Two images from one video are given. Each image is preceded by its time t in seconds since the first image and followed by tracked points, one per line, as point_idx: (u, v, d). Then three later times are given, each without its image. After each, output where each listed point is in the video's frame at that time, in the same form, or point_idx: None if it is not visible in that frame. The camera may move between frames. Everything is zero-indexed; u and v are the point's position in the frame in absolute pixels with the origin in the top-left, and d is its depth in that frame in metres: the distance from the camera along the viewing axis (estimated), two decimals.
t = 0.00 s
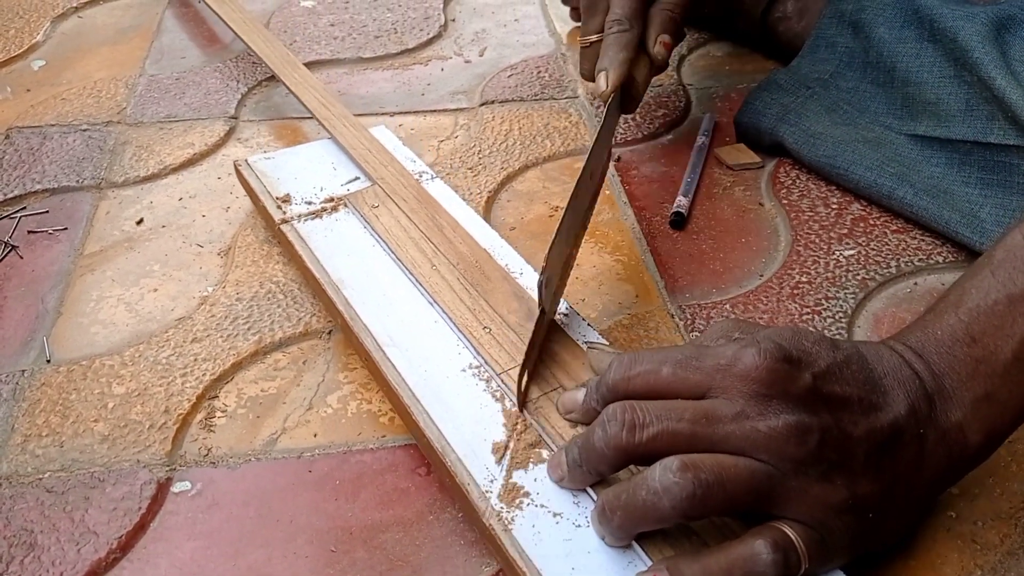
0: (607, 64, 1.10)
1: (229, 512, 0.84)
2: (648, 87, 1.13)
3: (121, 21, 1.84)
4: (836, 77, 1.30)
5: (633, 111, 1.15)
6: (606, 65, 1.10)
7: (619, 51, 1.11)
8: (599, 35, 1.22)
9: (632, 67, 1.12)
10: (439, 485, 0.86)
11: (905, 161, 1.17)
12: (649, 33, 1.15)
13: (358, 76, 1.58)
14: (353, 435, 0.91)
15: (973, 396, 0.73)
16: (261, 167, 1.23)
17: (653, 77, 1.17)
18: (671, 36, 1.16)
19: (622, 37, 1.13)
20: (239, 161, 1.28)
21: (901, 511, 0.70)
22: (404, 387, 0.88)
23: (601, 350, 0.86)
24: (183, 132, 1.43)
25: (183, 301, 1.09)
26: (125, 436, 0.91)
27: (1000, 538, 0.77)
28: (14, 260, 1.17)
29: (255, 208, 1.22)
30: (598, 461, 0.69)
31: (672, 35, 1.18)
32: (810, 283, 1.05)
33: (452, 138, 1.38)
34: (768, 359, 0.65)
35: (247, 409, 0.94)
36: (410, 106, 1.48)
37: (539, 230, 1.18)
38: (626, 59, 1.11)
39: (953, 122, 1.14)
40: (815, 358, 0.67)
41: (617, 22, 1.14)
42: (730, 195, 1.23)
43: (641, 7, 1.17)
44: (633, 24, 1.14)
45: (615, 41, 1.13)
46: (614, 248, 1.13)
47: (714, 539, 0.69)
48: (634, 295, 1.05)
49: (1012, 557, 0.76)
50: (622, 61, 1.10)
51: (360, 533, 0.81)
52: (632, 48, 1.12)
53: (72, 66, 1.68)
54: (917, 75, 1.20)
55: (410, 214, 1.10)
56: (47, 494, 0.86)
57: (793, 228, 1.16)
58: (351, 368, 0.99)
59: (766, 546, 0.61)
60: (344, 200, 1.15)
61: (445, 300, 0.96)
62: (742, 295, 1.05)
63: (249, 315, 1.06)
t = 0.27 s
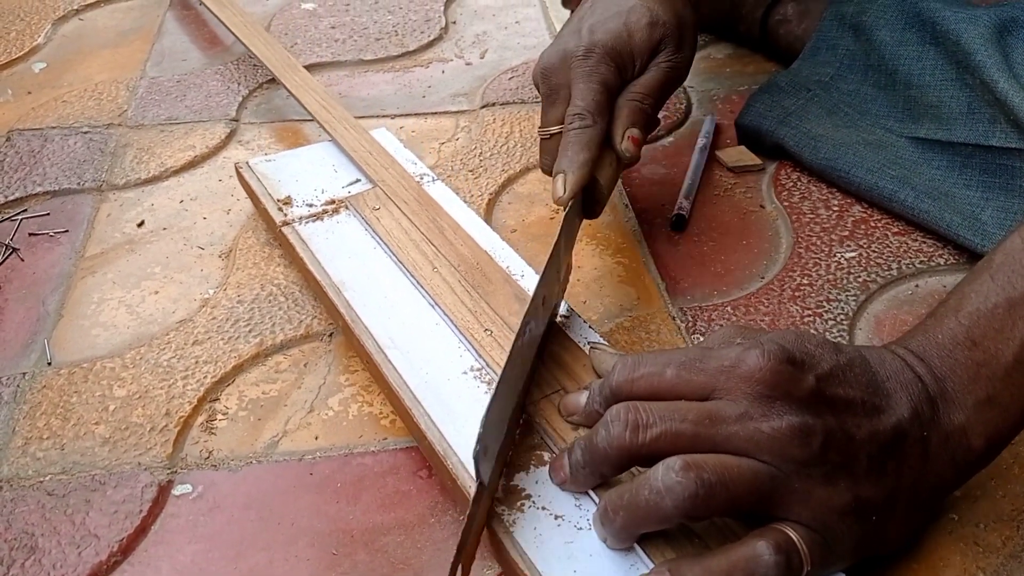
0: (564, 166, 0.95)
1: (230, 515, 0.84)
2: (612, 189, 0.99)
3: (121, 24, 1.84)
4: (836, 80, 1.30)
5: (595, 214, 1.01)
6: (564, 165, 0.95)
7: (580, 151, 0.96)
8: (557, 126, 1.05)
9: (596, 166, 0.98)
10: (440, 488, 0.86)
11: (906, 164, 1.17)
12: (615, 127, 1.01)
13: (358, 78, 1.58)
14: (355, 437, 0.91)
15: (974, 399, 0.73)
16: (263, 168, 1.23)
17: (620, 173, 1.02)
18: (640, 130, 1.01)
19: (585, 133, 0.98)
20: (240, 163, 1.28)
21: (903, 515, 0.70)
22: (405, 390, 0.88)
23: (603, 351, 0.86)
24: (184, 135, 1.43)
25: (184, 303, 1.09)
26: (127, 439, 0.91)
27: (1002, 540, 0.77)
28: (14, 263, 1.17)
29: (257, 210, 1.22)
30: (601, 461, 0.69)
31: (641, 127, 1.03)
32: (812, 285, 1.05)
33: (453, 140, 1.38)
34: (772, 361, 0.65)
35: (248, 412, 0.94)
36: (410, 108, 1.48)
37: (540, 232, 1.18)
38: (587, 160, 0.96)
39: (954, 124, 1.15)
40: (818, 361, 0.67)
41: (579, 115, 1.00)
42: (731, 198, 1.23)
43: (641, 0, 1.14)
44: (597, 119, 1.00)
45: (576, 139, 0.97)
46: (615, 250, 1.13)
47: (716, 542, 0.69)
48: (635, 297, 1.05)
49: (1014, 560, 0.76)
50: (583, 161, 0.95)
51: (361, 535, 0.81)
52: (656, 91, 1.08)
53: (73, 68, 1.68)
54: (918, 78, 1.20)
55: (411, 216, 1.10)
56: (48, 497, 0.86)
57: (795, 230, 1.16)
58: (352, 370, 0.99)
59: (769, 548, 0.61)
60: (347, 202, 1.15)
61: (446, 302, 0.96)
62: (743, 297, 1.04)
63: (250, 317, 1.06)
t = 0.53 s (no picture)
0: (558, 171, 0.95)
1: (229, 518, 0.84)
2: (605, 195, 1.00)
3: (121, 27, 1.85)
4: (835, 84, 1.31)
5: (591, 220, 1.02)
6: (556, 172, 0.95)
7: (571, 156, 0.96)
8: (552, 134, 1.07)
9: (587, 171, 0.98)
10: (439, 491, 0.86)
11: (904, 169, 1.17)
12: (604, 137, 1.00)
13: (358, 81, 1.58)
14: (354, 440, 0.91)
15: (971, 403, 0.73)
16: (259, 172, 1.23)
17: (613, 180, 1.03)
18: (632, 136, 1.01)
19: (575, 140, 0.98)
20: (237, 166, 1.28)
21: (901, 518, 0.70)
22: (402, 395, 0.88)
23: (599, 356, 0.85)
24: (183, 138, 1.43)
25: (184, 306, 1.09)
26: (126, 442, 0.91)
27: (1001, 543, 0.77)
28: (14, 265, 1.17)
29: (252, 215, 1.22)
30: (597, 464, 0.69)
31: (633, 131, 1.03)
32: (811, 288, 1.05)
33: (453, 144, 1.38)
34: (768, 365, 0.65)
35: (247, 414, 0.94)
36: (410, 111, 1.48)
37: (539, 236, 1.18)
38: (578, 167, 0.96)
39: (951, 129, 1.15)
40: (814, 365, 0.67)
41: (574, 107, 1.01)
42: (730, 201, 1.23)
43: (634, 4, 1.15)
44: (590, 123, 1.00)
45: (567, 144, 0.97)
46: (614, 253, 1.13)
47: (714, 546, 0.68)
48: (634, 300, 1.05)
49: (1013, 563, 0.75)
50: (574, 167, 0.96)
51: (360, 538, 0.81)
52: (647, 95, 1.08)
53: (73, 71, 1.68)
54: (915, 83, 1.20)
55: (407, 220, 1.10)
56: (48, 500, 0.86)
57: (794, 233, 1.16)
58: (351, 373, 0.99)
59: (765, 552, 0.61)
60: (343, 206, 1.15)
61: (443, 306, 0.96)
62: (742, 300, 1.04)
63: (249, 320, 1.06)
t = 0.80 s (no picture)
0: (603, 60, 1.11)
1: (230, 519, 0.84)
2: (643, 82, 1.15)
3: (121, 29, 1.85)
4: (835, 85, 1.30)
5: (628, 105, 1.17)
6: (602, 58, 1.11)
7: (616, 46, 1.12)
8: (595, 30, 1.20)
9: (630, 59, 1.13)
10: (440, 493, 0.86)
11: (904, 171, 1.17)
12: (644, 26, 1.16)
13: (358, 83, 1.59)
14: (354, 442, 0.91)
15: (970, 404, 0.73)
16: (255, 175, 1.23)
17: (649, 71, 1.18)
18: (666, 31, 1.16)
19: (620, 32, 1.13)
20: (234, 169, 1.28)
21: (900, 520, 0.70)
22: (400, 399, 0.87)
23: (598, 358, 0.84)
24: (184, 140, 1.43)
25: (185, 307, 1.09)
26: (126, 444, 0.91)
27: (1002, 545, 0.77)
28: (14, 267, 1.17)
29: (249, 218, 1.22)
30: (596, 470, 0.69)
31: (667, 29, 1.17)
32: (813, 289, 1.05)
33: (453, 145, 1.38)
34: (767, 368, 0.65)
35: (248, 416, 0.94)
36: (410, 112, 1.48)
37: (540, 237, 1.18)
38: (622, 55, 1.12)
39: (951, 131, 1.15)
40: (813, 367, 0.67)
41: (613, 17, 1.14)
42: (730, 202, 1.23)
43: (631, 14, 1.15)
44: (630, 18, 1.15)
45: (613, 35, 1.13)
46: (615, 254, 1.13)
47: (714, 551, 0.68)
48: (635, 301, 1.06)
49: (1014, 564, 0.75)
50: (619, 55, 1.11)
51: (361, 540, 0.81)
52: None
53: (74, 73, 1.68)
54: (915, 85, 1.20)
55: (405, 223, 1.10)
56: (48, 502, 0.86)
57: (794, 235, 1.16)
58: (351, 375, 0.99)
59: (767, 556, 0.61)
60: (340, 209, 1.15)
61: (441, 310, 0.96)
62: (743, 301, 1.04)
63: (249, 322, 1.06)
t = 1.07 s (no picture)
0: (598, 90, 1.11)
1: (232, 519, 0.84)
2: (638, 114, 1.15)
3: (122, 29, 1.85)
4: (837, 85, 1.31)
5: (624, 137, 1.17)
6: (596, 91, 1.11)
7: (609, 79, 1.12)
8: (589, 62, 1.22)
9: (624, 92, 1.13)
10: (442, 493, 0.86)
11: (907, 169, 1.17)
12: (635, 59, 1.17)
13: (359, 83, 1.59)
14: (356, 442, 0.91)
15: (972, 403, 0.73)
16: (257, 175, 1.23)
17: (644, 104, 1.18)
18: (663, 65, 1.17)
19: (614, 63, 1.14)
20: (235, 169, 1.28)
21: (903, 520, 0.70)
22: (402, 398, 0.87)
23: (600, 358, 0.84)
24: (185, 139, 1.43)
25: (186, 307, 1.09)
26: (128, 443, 0.91)
27: (1005, 544, 0.77)
28: (16, 267, 1.17)
29: (251, 217, 1.22)
30: (599, 471, 0.69)
31: (663, 63, 1.18)
32: (814, 289, 1.05)
33: (454, 145, 1.39)
34: (770, 368, 0.66)
35: (250, 416, 0.94)
36: (411, 112, 1.48)
37: (541, 237, 1.18)
38: (617, 87, 1.12)
39: (954, 129, 1.15)
40: (815, 366, 0.67)
41: (608, 48, 1.15)
42: (732, 202, 1.23)
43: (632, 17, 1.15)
44: (624, 52, 1.15)
45: (606, 68, 1.13)
46: (616, 254, 1.13)
47: (717, 550, 0.68)
48: (636, 301, 1.06)
49: (1017, 564, 0.75)
50: (613, 88, 1.11)
51: (363, 540, 0.81)
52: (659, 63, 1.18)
53: (74, 72, 1.68)
54: (918, 83, 1.20)
55: (405, 222, 1.10)
56: (50, 501, 0.86)
57: (796, 234, 1.16)
58: (352, 374, 0.99)
59: (769, 555, 0.60)
60: (342, 209, 1.15)
61: (442, 309, 0.96)
62: (745, 301, 1.05)
63: (251, 321, 1.06)
